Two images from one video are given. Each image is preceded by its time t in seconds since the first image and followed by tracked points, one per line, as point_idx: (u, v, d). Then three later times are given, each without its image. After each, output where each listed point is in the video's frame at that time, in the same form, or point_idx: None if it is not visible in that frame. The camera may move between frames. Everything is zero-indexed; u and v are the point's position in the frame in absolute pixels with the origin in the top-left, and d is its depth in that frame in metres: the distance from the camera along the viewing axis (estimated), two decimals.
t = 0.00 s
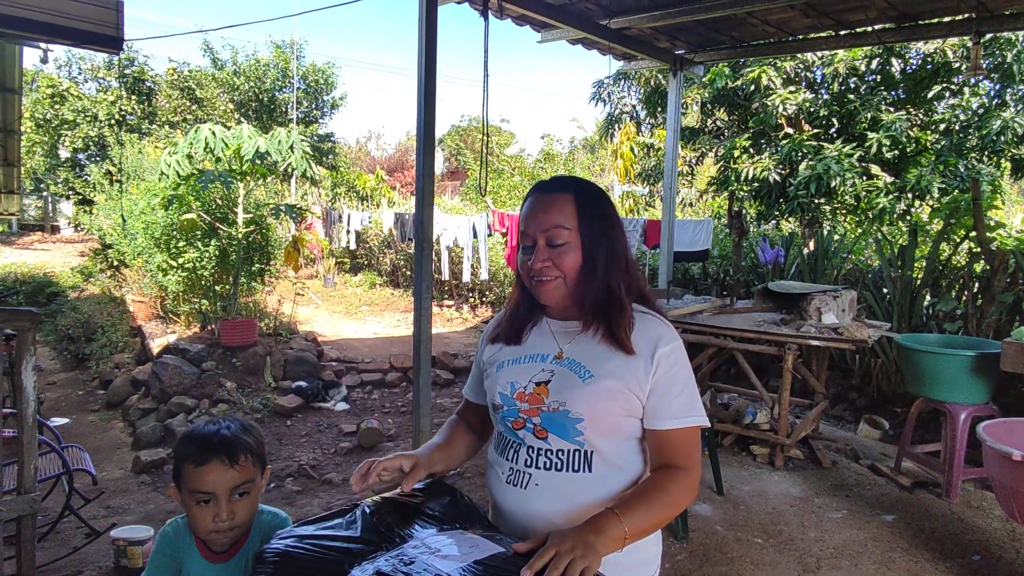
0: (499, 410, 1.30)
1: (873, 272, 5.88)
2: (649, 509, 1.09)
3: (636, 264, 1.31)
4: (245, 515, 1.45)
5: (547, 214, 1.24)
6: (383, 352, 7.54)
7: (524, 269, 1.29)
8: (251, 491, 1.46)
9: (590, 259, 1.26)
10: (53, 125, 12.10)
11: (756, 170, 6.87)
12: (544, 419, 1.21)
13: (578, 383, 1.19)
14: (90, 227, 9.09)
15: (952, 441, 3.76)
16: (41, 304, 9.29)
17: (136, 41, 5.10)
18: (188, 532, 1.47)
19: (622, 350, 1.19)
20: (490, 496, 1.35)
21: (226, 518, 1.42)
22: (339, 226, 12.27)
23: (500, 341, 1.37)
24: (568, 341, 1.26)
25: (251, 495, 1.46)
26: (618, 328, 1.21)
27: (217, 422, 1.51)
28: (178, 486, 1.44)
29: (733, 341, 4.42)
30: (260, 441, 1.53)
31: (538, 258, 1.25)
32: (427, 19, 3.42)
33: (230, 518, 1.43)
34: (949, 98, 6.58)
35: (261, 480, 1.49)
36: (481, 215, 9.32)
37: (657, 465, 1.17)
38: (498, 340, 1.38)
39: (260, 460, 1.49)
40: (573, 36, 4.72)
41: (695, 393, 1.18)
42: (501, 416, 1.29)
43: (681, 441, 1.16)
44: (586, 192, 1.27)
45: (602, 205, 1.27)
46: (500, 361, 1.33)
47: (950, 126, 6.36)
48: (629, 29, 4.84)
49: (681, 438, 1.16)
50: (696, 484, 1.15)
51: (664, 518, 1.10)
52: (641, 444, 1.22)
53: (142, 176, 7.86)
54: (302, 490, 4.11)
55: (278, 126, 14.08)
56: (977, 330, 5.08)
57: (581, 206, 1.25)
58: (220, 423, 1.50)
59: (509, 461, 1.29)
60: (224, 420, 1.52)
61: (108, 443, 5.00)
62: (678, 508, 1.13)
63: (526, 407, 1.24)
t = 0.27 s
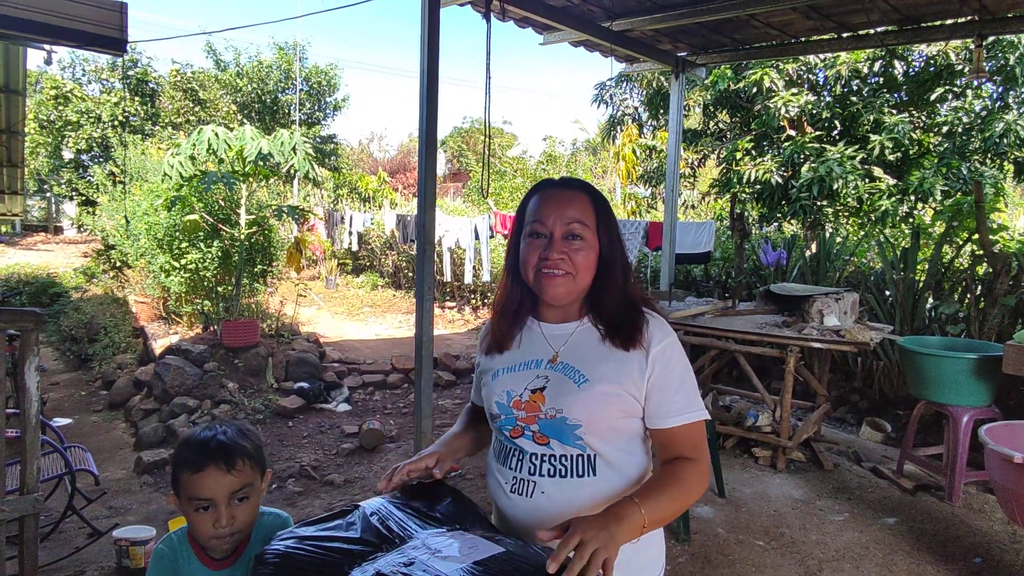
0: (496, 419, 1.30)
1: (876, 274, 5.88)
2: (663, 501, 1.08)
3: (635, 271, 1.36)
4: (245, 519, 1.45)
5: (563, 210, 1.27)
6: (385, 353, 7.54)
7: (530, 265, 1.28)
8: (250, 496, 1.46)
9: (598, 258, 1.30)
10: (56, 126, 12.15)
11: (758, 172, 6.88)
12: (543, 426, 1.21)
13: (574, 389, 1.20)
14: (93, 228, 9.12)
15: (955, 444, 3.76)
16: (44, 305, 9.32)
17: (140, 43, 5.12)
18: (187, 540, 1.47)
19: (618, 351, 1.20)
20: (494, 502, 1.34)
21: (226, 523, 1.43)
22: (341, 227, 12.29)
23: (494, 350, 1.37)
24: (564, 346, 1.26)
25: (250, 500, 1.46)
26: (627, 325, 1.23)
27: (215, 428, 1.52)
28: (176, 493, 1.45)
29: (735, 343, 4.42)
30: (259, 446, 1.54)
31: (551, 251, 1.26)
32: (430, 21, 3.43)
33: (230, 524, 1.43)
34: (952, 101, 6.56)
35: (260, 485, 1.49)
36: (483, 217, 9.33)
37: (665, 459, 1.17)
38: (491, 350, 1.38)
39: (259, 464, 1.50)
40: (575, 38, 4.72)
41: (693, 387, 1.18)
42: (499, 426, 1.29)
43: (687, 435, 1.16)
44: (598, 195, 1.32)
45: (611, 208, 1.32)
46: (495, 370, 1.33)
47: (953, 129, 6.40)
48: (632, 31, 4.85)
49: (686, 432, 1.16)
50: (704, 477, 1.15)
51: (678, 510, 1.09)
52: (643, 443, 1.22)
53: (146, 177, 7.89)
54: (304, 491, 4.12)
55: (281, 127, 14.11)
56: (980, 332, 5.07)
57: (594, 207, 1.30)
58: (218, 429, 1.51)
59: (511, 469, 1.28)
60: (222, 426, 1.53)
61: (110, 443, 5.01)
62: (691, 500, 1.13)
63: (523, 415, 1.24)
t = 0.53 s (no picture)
0: (495, 418, 1.31)
1: (877, 274, 5.87)
2: (669, 518, 1.08)
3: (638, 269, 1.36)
4: (243, 524, 1.46)
5: (567, 206, 1.27)
6: (386, 353, 7.55)
7: (533, 263, 1.29)
8: (247, 501, 1.46)
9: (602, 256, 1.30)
10: (59, 125, 12.18)
11: (760, 172, 6.87)
12: (540, 427, 1.22)
13: (572, 391, 1.20)
14: (95, 227, 9.13)
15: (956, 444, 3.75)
16: (45, 304, 9.33)
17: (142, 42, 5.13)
18: (186, 544, 1.47)
19: (618, 353, 1.20)
20: (495, 502, 1.36)
21: (223, 528, 1.43)
22: (343, 227, 12.29)
23: (495, 350, 1.38)
24: (564, 346, 1.27)
25: (247, 504, 1.46)
26: (628, 326, 1.22)
27: (209, 432, 1.51)
28: (173, 499, 1.44)
29: (736, 343, 4.42)
30: (255, 448, 1.53)
31: (555, 248, 1.26)
32: (431, 21, 3.43)
33: (228, 529, 1.43)
34: (953, 101, 6.56)
35: (257, 489, 1.49)
36: (484, 216, 9.32)
37: (673, 469, 1.16)
38: (493, 349, 1.39)
39: (255, 468, 1.49)
40: (577, 38, 4.73)
41: (697, 392, 1.17)
42: (499, 424, 1.30)
43: (691, 442, 1.14)
44: (601, 193, 1.32)
45: (615, 205, 1.32)
46: (495, 369, 1.34)
47: (955, 129, 6.39)
48: (633, 31, 4.84)
49: (690, 439, 1.15)
50: (712, 484, 1.13)
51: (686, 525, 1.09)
52: (644, 446, 1.22)
53: (147, 177, 7.90)
54: (305, 490, 4.12)
55: (282, 127, 14.12)
56: (982, 333, 5.07)
57: (598, 204, 1.30)
58: (213, 433, 1.50)
59: (509, 470, 1.29)
60: (217, 430, 1.52)
61: (112, 442, 5.02)
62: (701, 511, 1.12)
63: (521, 414, 1.24)
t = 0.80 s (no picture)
0: (495, 417, 1.31)
1: (876, 273, 5.88)
2: (670, 523, 1.08)
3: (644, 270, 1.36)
4: (242, 522, 1.46)
5: (574, 205, 1.27)
6: (385, 352, 7.55)
7: (539, 261, 1.29)
8: (246, 499, 1.46)
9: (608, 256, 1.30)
10: (57, 124, 12.16)
11: (759, 172, 6.87)
12: (537, 427, 1.22)
13: (570, 393, 1.20)
14: (94, 226, 9.12)
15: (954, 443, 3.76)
16: (44, 303, 9.32)
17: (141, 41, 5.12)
18: (186, 543, 1.47)
19: (619, 356, 1.20)
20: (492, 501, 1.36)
21: (223, 527, 1.43)
22: (342, 226, 12.28)
23: (497, 348, 1.39)
24: (565, 346, 1.27)
25: (246, 502, 1.46)
26: (632, 328, 1.22)
27: (207, 431, 1.50)
28: (172, 498, 1.44)
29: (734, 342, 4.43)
30: (253, 447, 1.53)
31: (561, 247, 1.26)
32: (430, 21, 3.43)
33: (227, 527, 1.43)
34: (952, 101, 6.55)
35: (256, 487, 1.49)
36: (483, 216, 9.32)
37: (678, 472, 1.16)
38: (495, 347, 1.40)
39: (253, 466, 1.49)
40: (576, 38, 4.73)
41: (701, 397, 1.16)
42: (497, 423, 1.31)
43: (695, 446, 1.14)
44: (610, 192, 1.32)
45: (623, 205, 1.32)
46: (497, 367, 1.34)
47: (954, 129, 6.39)
48: (633, 31, 4.84)
49: (694, 443, 1.14)
50: (717, 490, 1.13)
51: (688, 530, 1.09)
52: (645, 449, 1.22)
53: (146, 176, 7.89)
54: (303, 488, 4.13)
55: (281, 126, 14.10)
56: (980, 332, 5.08)
57: (606, 203, 1.30)
58: (211, 432, 1.50)
59: (506, 469, 1.30)
60: (215, 429, 1.52)
61: (111, 441, 5.01)
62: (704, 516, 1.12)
63: (519, 415, 1.25)
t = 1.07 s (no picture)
0: (502, 425, 1.32)
1: (873, 271, 5.89)
2: (672, 529, 1.09)
3: (653, 277, 1.36)
4: (246, 520, 1.46)
5: (585, 210, 1.28)
6: (384, 350, 7.56)
7: (548, 266, 1.30)
8: (250, 497, 1.47)
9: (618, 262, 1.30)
10: (54, 122, 12.13)
11: (757, 170, 6.88)
12: (544, 437, 1.23)
13: (576, 405, 1.20)
14: (92, 224, 9.10)
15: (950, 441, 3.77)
16: (42, 301, 9.31)
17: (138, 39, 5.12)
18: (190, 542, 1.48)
19: (624, 367, 1.20)
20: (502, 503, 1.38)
21: (227, 525, 1.44)
22: (340, 224, 12.28)
23: (505, 352, 1.40)
24: (572, 356, 1.27)
25: (250, 501, 1.47)
26: (639, 336, 1.22)
27: (210, 430, 1.51)
28: (175, 497, 1.45)
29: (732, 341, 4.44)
30: (256, 445, 1.53)
31: (570, 253, 1.26)
32: (427, 20, 3.43)
33: (231, 526, 1.44)
34: (950, 99, 6.54)
35: (259, 485, 1.50)
36: (481, 214, 9.32)
37: (683, 482, 1.16)
38: (502, 351, 1.41)
39: (256, 465, 1.50)
40: (574, 36, 4.73)
41: (709, 409, 1.15)
42: (505, 431, 1.32)
43: (703, 457, 1.14)
44: (621, 197, 1.32)
45: (633, 211, 1.32)
46: (504, 373, 1.35)
47: (951, 127, 6.40)
48: (630, 29, 4.85)
49: (702, 454, 1.14)
50: (723, 499, 1.14)
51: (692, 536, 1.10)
52: (652, 457, 1.23)
53: (144, 174, 7.89)
54: (301, 486, 4.13)
55: (279, 124, 14.09)
56: (976, 330, 5.10)
57: (617, 209, 1.30)
58: (213, 432, 1.50)
59: (514, 476, 1.33)
60: (218, 428, 1.52)
61: (108, 439, 5.01)
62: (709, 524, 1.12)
63: (525, 424, 1.26)
